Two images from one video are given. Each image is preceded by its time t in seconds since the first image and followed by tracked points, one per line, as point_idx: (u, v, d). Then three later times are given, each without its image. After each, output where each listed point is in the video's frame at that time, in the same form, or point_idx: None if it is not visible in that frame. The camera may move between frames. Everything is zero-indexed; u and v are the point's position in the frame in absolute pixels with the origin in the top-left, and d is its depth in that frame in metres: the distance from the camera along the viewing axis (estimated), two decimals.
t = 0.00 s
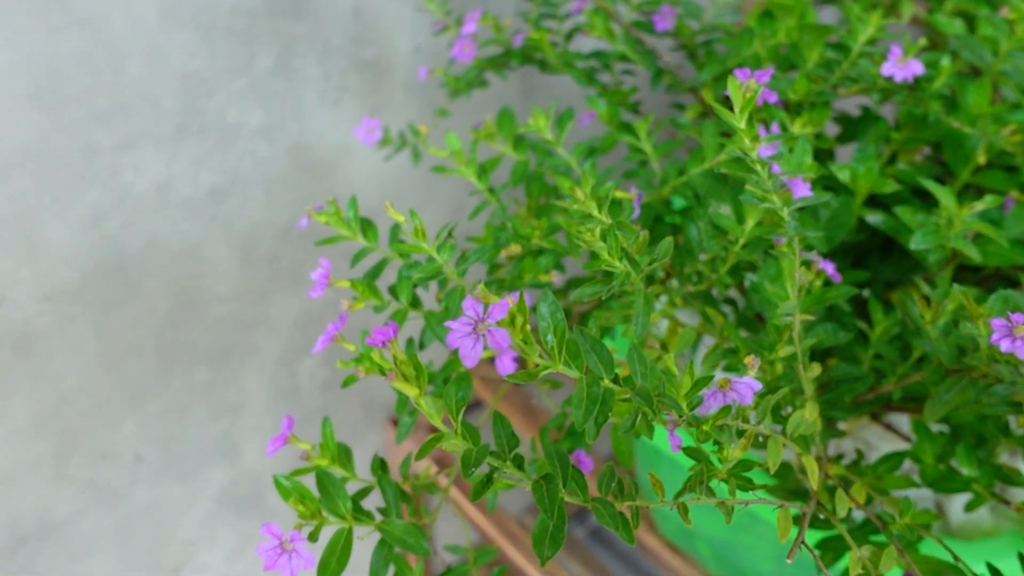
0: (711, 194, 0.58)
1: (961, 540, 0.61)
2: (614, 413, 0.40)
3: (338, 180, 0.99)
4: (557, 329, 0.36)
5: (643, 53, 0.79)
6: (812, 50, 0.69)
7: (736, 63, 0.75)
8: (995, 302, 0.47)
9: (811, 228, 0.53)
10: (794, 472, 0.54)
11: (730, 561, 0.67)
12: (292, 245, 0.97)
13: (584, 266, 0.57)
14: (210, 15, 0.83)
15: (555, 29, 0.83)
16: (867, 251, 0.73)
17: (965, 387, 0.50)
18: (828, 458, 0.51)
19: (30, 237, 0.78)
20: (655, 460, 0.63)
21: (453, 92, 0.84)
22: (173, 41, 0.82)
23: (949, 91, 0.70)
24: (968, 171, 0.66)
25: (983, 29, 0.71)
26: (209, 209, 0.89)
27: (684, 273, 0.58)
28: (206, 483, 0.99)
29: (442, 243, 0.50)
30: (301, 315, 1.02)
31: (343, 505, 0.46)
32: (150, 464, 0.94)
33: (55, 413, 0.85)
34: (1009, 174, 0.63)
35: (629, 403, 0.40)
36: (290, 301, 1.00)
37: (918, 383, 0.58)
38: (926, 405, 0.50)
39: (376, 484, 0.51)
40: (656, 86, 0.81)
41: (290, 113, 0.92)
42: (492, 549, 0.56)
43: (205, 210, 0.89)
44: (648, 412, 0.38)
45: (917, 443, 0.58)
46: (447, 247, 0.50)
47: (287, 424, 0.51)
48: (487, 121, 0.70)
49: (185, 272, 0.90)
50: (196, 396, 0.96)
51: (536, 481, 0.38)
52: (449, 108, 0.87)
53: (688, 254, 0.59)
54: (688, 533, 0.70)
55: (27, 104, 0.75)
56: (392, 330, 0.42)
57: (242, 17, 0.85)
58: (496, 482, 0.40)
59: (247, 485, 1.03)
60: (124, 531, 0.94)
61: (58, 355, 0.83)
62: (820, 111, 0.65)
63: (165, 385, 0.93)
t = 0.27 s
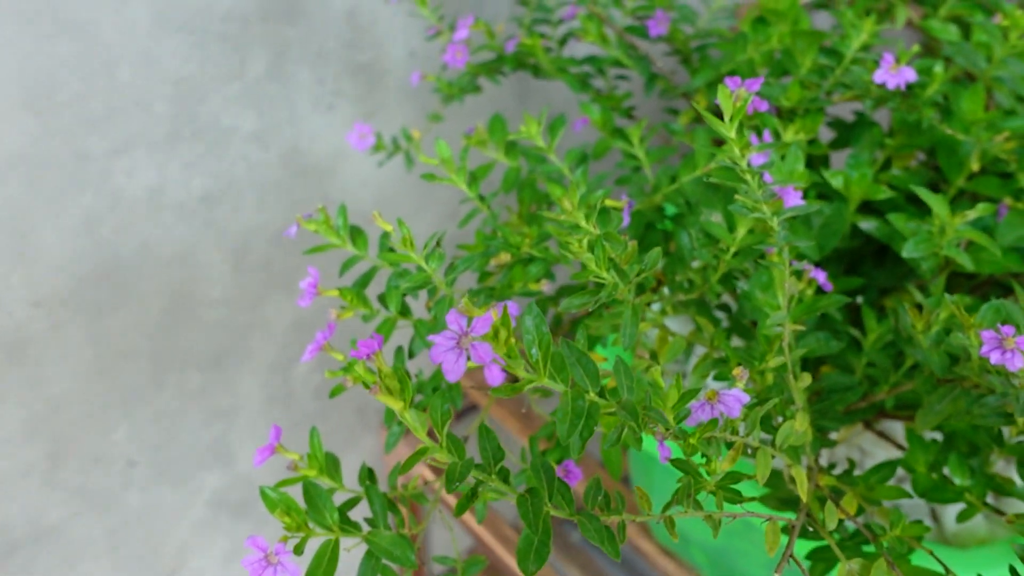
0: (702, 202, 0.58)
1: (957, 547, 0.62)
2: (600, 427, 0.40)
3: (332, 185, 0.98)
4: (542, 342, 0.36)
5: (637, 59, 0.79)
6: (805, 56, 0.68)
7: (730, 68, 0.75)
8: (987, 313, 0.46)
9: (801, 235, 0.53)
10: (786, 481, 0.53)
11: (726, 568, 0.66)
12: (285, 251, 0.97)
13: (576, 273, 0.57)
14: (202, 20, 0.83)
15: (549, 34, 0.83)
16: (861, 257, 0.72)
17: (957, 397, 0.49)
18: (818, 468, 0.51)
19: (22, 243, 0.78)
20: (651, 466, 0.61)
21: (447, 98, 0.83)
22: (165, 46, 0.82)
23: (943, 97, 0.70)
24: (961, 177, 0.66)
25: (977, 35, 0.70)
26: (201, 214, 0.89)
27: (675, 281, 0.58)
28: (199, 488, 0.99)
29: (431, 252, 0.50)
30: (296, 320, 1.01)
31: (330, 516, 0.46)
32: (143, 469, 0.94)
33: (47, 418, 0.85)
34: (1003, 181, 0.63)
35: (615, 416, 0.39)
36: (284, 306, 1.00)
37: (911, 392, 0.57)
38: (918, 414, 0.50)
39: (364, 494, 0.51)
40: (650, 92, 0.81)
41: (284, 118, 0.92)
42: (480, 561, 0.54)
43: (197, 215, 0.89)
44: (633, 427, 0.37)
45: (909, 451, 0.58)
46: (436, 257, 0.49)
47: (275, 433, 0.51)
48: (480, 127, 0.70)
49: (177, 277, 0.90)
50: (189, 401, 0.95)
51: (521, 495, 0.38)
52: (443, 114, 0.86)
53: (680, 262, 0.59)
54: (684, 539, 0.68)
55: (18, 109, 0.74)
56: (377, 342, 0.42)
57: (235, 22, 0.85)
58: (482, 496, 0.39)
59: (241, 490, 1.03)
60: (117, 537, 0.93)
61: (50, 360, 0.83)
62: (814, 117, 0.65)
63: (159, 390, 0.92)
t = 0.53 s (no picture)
0: (691, 210, 0.57)
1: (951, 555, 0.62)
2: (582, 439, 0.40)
3: (324, 191, 0.98)
4: (524, 356, 0.35)
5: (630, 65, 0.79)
6: (798, 62, 0.68)
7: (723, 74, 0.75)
8: (977, 323, 0.46)
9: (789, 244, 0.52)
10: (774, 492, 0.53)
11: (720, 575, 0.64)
12: (277, 256, 0.96)
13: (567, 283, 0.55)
14: (192, 25, 0.83)
15: (541, 40, 0.83)
16: (855, 265, 0.72)
17: (947, 408, 0.49)
18: (807, 479, 0.50)
19: (10, 249, 0.78)
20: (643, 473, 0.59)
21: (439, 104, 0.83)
22: (154, 52, 0.82)
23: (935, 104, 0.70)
24: (955, 184, 0.66)
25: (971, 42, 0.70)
26: (192, 220, 0.89)
27: (664, 289, 0.58)
28: (191, 495, 0.99)
29: (416, 262, 0.50)
30: (288, 326, 1.01)
31: (314, 529, 0.45)
32: (134, 475, 0.93)
33: (37, 425, 0.84)
34: (996, 188, 0.63)
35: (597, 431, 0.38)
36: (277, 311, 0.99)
37: (902, 402, 0.57)
38: (907, 426, 0.49)
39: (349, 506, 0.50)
40: (643, 97, 0.81)
41: (276, 123, 0.92)
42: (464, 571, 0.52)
43: (187, 222, 0.89)
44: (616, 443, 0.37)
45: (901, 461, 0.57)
46: (421, 267, 0.49)
47: (261, 444, 0.50)
48: (470, 133, 0.69)
49: (168, 283, 0.90)
50: (181, 407, 0.95)
51: (503, 510, 0.37)
52: (435, 119, 0.86)
53: (670, 271, 0.58)
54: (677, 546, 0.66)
55: (6, 116, 0.75)
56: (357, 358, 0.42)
57: (226, 27, 0.85)
58: (464, 510, 0.39)
59: (233, 497, 1.02)
60: (107, 543, 0.93)
61: (40, 366, 0.83)
62: (806, 125, 0.65)
63: (150, 397, 0.92)
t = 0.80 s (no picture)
0: (680, 219, 0.57)
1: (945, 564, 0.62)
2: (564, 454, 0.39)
3: (314, 198, 0.99)
4: (504, 370, 0.35)
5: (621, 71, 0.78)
6: (788, 70, 0.68)
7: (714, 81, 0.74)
8: (964, 334, 0.47)
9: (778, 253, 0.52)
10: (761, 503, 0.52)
11: None
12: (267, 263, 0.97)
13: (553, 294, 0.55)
14: (182, 32, 0.83)
15: (532, 46, 0.82)
16: (846, 272, 0.72)
17: (936, 418, 0.48)
18: (795, 491, 0.50)
19: None
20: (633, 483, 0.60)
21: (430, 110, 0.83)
22: (144, 58, 0.81)
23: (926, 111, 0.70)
24: (947, 191, 0.66)
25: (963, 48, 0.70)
26: (182, 227, 0.89)
27: (653, 298, 0.58)
28: (181, 502, 0.99)
29: (401, 273, 0.50)
30: (279, 332, 1.01)
31: (296, 542, 0.45)
32: (125, 483, 0.93)
33: (26, 433, 0.84)
34: (987, 196, 0.63)
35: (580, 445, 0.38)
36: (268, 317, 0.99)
37: (892, 413, 0.56)
38: (896, 437, 0.49)
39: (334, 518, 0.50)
40: (634, 103, 0.81)
41: (266, 129, 0.92)
42: None
43: (178, 228, 0.89)
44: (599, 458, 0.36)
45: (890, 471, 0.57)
46: (406, 277, 0.49)
47: (245, 456, 0.50)
48: (460, 140, 0.69)
49: (159, 290, 0.90)
50: (171, 414, 0.95)
51: (484, 525, 0.37)
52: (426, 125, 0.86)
53: (659, 280, 0.58)
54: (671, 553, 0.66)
55: None
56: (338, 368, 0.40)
57: (216, 33, 0.85)
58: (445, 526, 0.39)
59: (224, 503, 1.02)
60: (98, 551, 0.93)
61: (28, 374, 0.82)
62: (796, 132, 0.64)
63: (140, 403, 0.92)
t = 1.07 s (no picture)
0: (668, 227, 0.57)
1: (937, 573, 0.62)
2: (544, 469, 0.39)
3: (307, 203, 0.99)
4: (482, 384, 0.34)
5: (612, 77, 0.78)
6: (778, 77, 0.68)
7: (703, 88, 0.74)
8: (950, 345, 0.46)
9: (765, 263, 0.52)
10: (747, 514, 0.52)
11: None
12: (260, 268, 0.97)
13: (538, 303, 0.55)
14: (172, 38, 0.82)
15: (523, 53, 0.82)
16: (837, 279, 0.71)
17: (922, 429, 0.48)
18: (781, 502, 0.49)
19: None
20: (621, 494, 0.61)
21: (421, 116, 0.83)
22: (134, 65, 0.81)
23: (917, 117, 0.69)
24: (937, 199, 0.65)
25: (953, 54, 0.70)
26: (173, 233, 0.89)
27: (640, 307, 0.57)
28: (174, 508, 0.98)
29: (385, 284, 0.49)
30: (272, 338, 1.01)
31: (278, 555, 0.45)
32: (117, 489, 0.93)
33: (16, 440, 0.84)
34: (976, 204, 0.62)
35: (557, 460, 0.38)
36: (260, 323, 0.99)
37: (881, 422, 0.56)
38: (882, 448, 0.48)
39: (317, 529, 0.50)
40: (624, 110, 0.81)
41: (257, 135, 0.92)
42: None
43: (168, 235, 0.89)
44: (579, 473, 0.36)
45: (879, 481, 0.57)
46: (389, 288, 0.49)
47: (228, 467, 0.50)
48: (449, 147, 0.69)
49: (150, 296, 0.90)
50: (163, 420, 0.94)
51: (463, 540, 0.36)
52: (417, 131, 0.86)
53: (646, 289, 0.58)
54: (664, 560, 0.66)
55: None
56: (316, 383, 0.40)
57: (206, 39, 0.85)
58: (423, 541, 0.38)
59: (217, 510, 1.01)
60: (90, 557, 0.93)
61: (18, 381, 0.82)
62: (785, 139, 0.63)
63: (132, 410, 0.92)
